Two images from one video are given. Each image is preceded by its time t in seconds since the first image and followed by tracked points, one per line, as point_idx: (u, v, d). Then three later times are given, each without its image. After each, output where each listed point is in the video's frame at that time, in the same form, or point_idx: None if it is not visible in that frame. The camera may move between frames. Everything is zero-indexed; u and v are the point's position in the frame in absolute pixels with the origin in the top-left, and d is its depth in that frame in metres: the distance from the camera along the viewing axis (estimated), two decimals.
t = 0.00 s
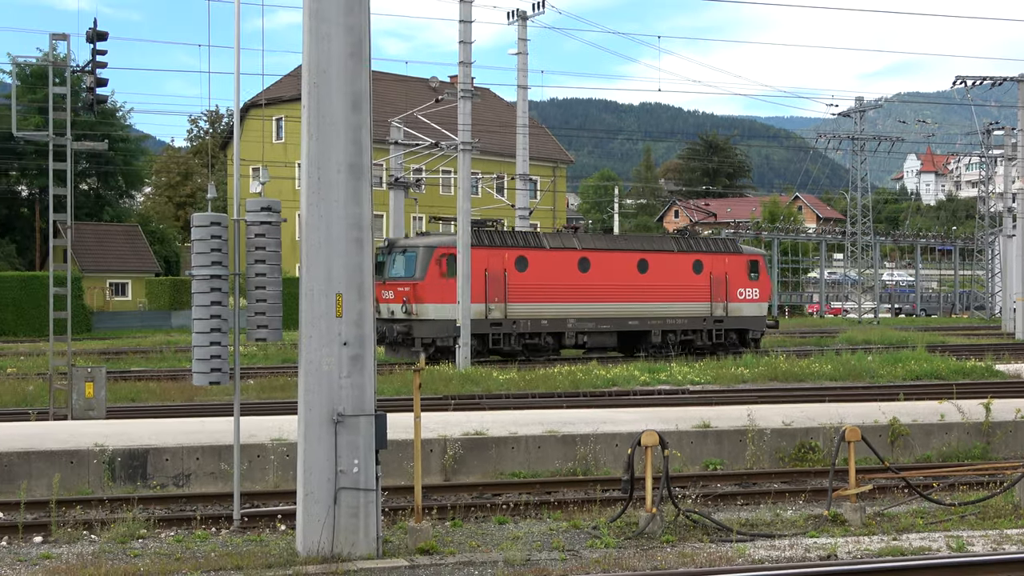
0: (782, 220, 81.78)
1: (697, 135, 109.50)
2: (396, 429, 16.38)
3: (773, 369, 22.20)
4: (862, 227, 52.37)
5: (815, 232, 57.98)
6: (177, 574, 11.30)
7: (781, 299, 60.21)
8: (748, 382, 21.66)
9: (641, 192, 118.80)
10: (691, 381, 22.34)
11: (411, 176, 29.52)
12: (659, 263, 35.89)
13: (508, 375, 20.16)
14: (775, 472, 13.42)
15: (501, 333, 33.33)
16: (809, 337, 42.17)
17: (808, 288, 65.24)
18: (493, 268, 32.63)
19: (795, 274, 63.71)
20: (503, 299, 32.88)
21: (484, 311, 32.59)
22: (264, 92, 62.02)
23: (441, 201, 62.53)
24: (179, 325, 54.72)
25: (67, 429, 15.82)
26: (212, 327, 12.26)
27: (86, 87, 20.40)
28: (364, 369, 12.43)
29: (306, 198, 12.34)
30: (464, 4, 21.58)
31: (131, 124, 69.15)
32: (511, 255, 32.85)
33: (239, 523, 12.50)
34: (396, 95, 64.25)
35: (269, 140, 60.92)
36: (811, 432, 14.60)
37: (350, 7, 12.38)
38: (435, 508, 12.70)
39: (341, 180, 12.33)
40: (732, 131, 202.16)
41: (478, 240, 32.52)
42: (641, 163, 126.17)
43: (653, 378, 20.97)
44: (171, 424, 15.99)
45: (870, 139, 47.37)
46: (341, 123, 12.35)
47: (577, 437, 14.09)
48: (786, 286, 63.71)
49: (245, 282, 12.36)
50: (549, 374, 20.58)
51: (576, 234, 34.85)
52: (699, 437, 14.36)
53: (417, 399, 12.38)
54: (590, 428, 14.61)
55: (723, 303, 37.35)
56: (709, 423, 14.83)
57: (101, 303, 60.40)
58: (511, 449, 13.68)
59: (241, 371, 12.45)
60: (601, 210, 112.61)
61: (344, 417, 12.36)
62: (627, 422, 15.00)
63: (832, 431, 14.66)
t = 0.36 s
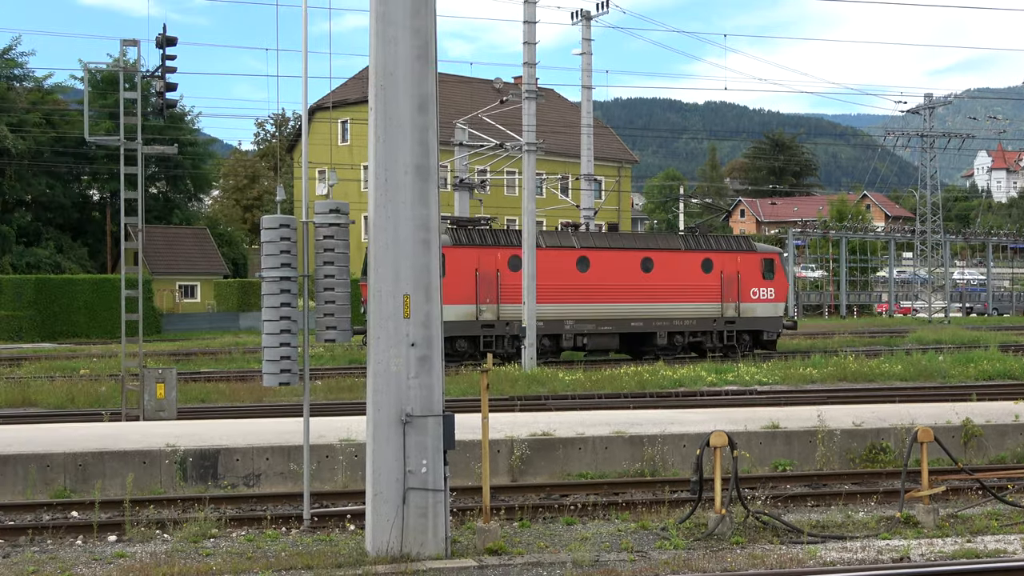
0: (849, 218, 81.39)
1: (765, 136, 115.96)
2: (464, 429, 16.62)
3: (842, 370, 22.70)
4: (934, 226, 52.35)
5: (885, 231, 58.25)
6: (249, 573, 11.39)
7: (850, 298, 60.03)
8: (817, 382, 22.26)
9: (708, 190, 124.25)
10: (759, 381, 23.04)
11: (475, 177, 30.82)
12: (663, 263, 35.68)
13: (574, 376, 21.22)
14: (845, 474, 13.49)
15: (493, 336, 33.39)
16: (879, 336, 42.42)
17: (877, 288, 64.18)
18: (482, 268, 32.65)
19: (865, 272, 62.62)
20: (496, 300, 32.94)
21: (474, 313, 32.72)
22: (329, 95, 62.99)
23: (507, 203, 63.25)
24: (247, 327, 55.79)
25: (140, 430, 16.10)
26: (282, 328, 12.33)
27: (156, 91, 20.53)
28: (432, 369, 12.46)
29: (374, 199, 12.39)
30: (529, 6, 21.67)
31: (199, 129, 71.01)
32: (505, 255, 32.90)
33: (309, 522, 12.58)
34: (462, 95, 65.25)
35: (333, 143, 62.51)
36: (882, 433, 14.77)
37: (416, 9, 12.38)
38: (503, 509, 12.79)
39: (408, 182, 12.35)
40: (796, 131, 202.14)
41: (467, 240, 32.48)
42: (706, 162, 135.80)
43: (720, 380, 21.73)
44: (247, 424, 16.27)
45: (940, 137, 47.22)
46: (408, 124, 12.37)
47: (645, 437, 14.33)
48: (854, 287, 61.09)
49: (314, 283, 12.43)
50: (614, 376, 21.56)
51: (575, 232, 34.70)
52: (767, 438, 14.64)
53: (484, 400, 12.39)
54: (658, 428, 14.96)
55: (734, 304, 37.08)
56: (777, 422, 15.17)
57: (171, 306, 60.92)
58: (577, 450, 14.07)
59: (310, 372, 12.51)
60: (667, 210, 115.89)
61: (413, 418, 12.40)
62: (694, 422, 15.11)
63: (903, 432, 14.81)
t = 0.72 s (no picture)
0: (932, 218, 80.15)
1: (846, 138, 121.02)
2: (545, 431, 16.94)
3: (924, 374, 23.04)
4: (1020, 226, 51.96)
5: (969, 232, 58.18)
6: (330, 572, 11.46)
7: (932, 301, 59.59)
8: (900, 385, 22.67)
9: (789, 193, 130.20)
10: (839, 384, 23.60)
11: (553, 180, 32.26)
12: (675, 264, 35.34)
13: (652, 379, 21.98)
14: (929, 479, 13.51)
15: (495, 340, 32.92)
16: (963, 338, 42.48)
17: (961, 291, 63.10)
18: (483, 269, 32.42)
19: (947, 274, 61.76)
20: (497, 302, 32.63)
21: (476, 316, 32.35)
22: (409, 96, 64.17)
23: (584, 205, 64.31)
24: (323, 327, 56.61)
25: (227, 428, 16.55)
26: (362, 329, 12.46)
27: (238, 94, 20.86)
28: (511, 371, 12.36)
29: (455, 200, 12.36)
30: (606, 9, 22.06)
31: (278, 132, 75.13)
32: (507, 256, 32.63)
33: (389, 522, 12.67)
34: (538, 99, 66.80)
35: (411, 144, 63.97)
36: (967, 438, 14.95)
37: (497, 10, 12.32)
38: (582, 511, 12.85)
39: (488, 183, 12.27)
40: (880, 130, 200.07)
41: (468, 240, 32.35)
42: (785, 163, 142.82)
43: (799, 383, 22.24)
44: (332, 424, 16.67)
45: None
46: (488, 126, 12.31)
47: (725, 440, 14.62)
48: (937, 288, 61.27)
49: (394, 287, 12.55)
50: (692, 378, 22.38)
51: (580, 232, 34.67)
52: (849, 442, 14.91)
53: (563, 402, 12.28)
54: (737, 432, 15.38)
55: (753, 307, 36.74)
56: (860, 425, 15.57)
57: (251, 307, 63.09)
58: (656, 452, 14.38)
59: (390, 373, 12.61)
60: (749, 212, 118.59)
61: (492, 419, 12.33)
62: (775, 427, 15.35)
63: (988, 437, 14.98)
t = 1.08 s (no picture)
0: (1013, 215, 78.81)
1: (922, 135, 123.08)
2: (621, 432, 17.08)
3: (1006, 375, 23.14)
4: None
5: None
6: (406, 573, 11.52)
7: (1013, 300, 58.81)
8: (979, 386, 22.77)
9: (864, 193, 133.64)
10: (918, 386, 23.72)
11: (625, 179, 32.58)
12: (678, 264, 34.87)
13: (727, 380, 22.33)
14: (1012, 481, 13.52)
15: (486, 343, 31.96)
16: None
17: None
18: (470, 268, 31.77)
19: None
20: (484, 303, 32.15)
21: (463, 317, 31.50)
22: (483, 99, 64.76)
23: (658, 205, 64.29)
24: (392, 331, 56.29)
25: (302, 428, 16.76)
26: (437, 331, 12.56)
27: (314, 98, 20.86)
28: (586, 373, 12.20)
29: (529, 202, 12.25)
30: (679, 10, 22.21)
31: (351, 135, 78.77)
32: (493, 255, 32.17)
33: (464, 523, 12.70)
34: (611, 99, 67.57)
35: (484, 146, 64.83)
36: None
37: (571, 11, 12.19)
38: (656, 513, 12.82)
39: (562, 185, 12.13)
40: (957, 127, 200.22)
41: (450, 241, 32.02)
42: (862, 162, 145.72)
43: (877, 385, 22.40)
44: (408, 424, 16.87)
45: None
46: (562, 127, 12.17)
47: (800, 443, 14.81)
48: (1017, 288, 59.67)
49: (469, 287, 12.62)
50: (768, 378, 22.73)
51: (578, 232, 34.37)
52: (929, 444, 14.96)
53: (639, 404, 12.16)
54: (814, 433, 15.65)
55: (762, 308, 36.10)
56: (940, 429, 15.77)
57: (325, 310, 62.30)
58: (732, 454, 14.65)
59: (465, 374, 12.65)
60: (823, 213, 120.22)
61: (566, 420, 12.21)
62: (852, 428, 15.46)
63: None
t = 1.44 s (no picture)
0: None
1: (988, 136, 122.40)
2: (682, 436, 17.22)
3: None
4: None
5: None
6: (466, 573, 11.60)
7: None
8: None
9: (925, 194, 136.93)
10: (982, 390, 23.63)
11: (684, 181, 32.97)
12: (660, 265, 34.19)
13: (788, 383, 22.54)
14: None
15: (452, 344, 32.45)
16: None
17: None
18: (438, 271, 31.96)
19: None
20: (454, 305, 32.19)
21: (429, 320, 32.01)
22: (543, 102, 65.11)
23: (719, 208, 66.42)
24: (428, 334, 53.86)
25: (361, 429, 16.96)
26: (497, 333, 12.58)
27: (372, 101, 20.97)
28: (647, 375, 12.08)
29: (588, 205, 12.13)
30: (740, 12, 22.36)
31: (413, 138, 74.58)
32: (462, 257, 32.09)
33: (523, 525, 12.71)
34: (670, 101, 67.86)
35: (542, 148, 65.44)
36: None
37: (630, 16, 12.05)
38: (716, 517, 12.79)
39: (622, 187, 11.99)
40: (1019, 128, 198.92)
41: (416, 241, 31.91)
42: (924, 164, 146.49)
43: (940, 389, 22.40)
44: (467, 426, 17.08)
45: None
46: (622, 131, 12.03)
47: (862, 447, 14.93)
48: None
49: (529, 289, 12.64)
50: (830, 381, 22.81)
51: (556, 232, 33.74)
52: (994, 449, 15.02)
53: (697, 406, 12.00)
54: (876, 438, 15.75)
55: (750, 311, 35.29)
56: (1003, 435, 15.90)
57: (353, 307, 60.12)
58: (793, 458, 14.79)
59: (525, 376, 12.67)
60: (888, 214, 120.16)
61: (626, 423, 12.10)
62: (916, 433, 15.53)
63: None
